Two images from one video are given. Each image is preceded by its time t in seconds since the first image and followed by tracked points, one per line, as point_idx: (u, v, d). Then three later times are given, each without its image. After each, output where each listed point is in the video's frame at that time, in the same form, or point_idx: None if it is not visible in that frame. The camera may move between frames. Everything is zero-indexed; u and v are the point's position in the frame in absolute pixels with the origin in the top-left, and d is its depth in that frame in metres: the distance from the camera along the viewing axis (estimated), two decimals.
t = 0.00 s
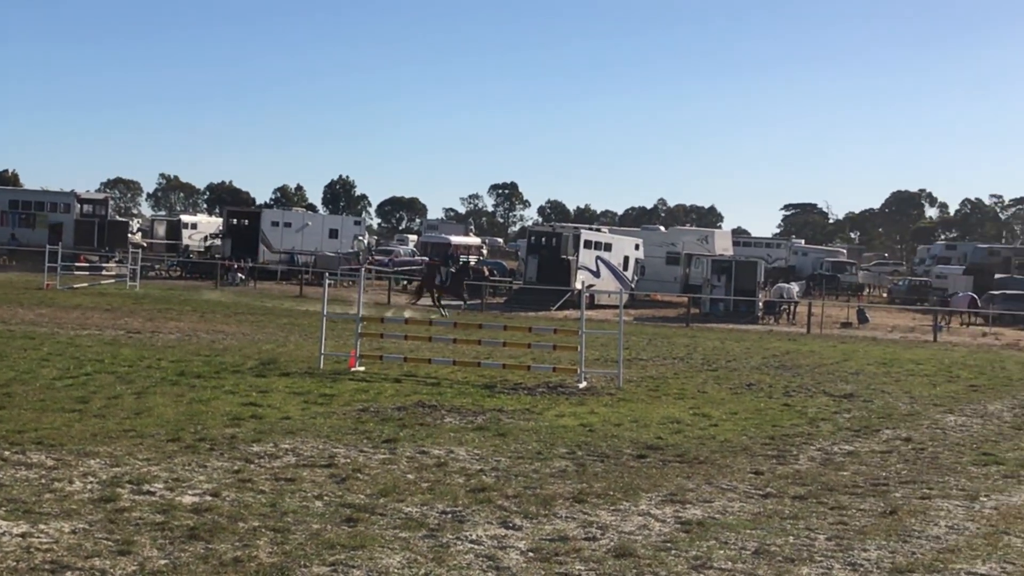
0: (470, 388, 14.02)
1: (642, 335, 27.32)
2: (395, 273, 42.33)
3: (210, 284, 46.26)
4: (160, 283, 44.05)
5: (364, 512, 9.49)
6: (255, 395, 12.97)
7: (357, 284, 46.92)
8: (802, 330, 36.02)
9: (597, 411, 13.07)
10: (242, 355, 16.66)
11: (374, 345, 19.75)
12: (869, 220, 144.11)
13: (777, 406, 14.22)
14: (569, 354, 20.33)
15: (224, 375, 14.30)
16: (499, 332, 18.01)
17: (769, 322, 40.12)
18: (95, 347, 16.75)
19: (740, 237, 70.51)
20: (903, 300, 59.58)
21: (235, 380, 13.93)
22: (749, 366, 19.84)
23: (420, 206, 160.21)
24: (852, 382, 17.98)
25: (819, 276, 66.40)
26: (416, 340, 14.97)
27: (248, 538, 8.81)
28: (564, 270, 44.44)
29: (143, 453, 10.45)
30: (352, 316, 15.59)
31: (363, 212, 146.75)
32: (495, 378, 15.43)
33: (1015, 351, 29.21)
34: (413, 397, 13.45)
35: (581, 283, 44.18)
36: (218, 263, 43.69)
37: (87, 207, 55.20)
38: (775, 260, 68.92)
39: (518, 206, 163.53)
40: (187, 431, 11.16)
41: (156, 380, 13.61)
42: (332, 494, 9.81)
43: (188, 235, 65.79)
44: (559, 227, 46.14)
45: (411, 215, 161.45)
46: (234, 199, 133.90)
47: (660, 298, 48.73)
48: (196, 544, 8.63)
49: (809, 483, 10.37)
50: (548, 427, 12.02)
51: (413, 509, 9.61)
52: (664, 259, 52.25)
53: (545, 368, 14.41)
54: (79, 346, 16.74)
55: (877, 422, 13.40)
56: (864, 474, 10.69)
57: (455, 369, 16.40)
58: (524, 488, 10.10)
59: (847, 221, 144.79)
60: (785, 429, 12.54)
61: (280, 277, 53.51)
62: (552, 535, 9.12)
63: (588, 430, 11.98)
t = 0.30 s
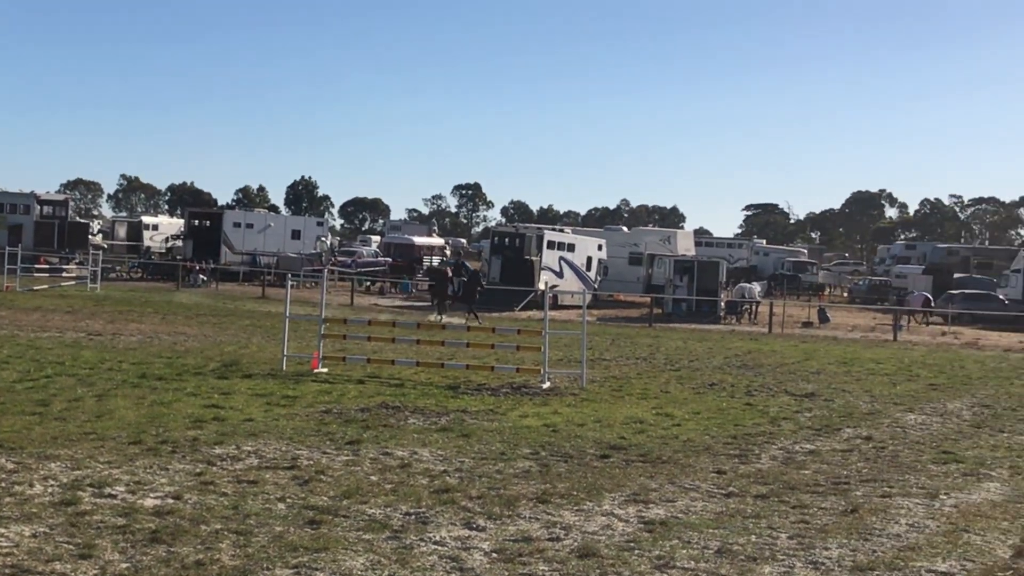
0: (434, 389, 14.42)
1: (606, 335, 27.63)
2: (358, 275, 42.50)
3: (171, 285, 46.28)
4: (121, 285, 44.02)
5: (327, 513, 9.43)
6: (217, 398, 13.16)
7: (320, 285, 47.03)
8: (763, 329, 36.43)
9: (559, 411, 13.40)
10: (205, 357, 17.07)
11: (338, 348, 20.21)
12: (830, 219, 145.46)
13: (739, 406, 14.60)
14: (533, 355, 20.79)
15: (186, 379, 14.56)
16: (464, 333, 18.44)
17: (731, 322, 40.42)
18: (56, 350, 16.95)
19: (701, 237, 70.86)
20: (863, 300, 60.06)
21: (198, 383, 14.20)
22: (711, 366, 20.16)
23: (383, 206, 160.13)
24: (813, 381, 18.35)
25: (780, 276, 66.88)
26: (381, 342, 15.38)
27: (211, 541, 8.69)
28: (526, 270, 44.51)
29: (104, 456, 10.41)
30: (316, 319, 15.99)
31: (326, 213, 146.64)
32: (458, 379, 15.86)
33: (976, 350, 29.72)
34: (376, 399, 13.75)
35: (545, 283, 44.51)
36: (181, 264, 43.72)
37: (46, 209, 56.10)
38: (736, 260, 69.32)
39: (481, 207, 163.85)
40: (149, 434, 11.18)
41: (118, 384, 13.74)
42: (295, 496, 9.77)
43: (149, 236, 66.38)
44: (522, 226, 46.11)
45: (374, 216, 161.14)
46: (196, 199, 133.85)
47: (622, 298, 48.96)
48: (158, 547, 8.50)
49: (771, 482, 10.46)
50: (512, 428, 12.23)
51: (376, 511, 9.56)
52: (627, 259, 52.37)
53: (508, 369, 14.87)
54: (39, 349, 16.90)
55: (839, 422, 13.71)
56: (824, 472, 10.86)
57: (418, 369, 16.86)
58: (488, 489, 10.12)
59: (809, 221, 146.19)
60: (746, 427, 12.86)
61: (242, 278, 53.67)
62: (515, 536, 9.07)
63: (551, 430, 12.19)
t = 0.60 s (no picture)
0: (409, 394, 14.66)
1: (579, 339, 27.81)
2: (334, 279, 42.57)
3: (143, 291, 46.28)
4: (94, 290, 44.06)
5: (301, 520, 9.34)
6: (191, 404, 13.26)
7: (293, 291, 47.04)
8: (736, 332, 36.72)
9: (534, 415, 13.60)
10: (178, 363, 17.21)
11: (311, 353, 20.41)
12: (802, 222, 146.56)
13: (713, 409, 14.76)
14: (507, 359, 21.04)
15: (159, 385, 14.64)
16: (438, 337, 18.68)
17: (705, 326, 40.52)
18: (26, 357, 17.03)
19: (676, 240, 71.16)
20: (835, 302, 60.28)
21: (171, 389, 14.27)
22: (685, 368, 20.29)
23: (357, 211, 160.18)
24: (786, 383, 18.51)
25: (753, 279, 67.11)
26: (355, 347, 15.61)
27: (185, 548, 8.50)
28: (501, 274, 44.50)
29: (77, 463, 10.38)
30: (289, 324, 16.16)
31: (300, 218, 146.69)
32: (433, 384, 16.08)
33: (949, 352, 29.96)
34: (351, 403, 13.89)
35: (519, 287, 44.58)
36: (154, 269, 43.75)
37: (19, 214, 57.25)
38: (709, 264, 69.53)
39: (455, 211, 163.95)
40: (122, 441, 11.19)
41: (91, 390, 13.81)
42: (269, 502, 9.73)
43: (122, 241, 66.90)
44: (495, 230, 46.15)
45: (348, 220, 161.03)
46: (168, 204, 134.00)
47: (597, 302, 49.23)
48: (131, 554, 8.30)
49: (745, 485, 10.53)
50: (486, 433, 12.34)
51: (351, 517, 9.48)
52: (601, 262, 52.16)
53: (482, 373, 15.14)
54: (12, 356, 17.00)
55: (813, 424, 13.84)
56: (798, 476, 10.94)
57: (392, 374, 17.07)
58: (462, 494, 10.11)
59: (781, 225, 146.79)
60: (720, 431, 13.01)
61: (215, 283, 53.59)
62: (490, 541, 8.97)
63: (525, 435, 12.33)
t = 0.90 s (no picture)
0: (393, 399, 14.67)
1: (564, 343, 27.88)
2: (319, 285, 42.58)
3: (128, 296, 46.21)
4: (78, 296, 43.94)
5: (285, 525, 9.28)
6: (175, 409, 13.24)
7: (277, 296, 46.98)
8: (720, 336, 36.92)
9: (519, 420, 13.61)
10: (161, 368, 17.19)
11: (295, 358, 20.43)
12: (786, 227, 147.17)
13: (697, 413, 14.79)
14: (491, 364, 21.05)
15: (142, 390, 14.61)
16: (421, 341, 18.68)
17: (689, 330, 40.57)
18: (9, 363, 17.00)
19: (660, 245, 71.71)
20: (819, 306, 60.37)
21: (154, 394, 14.26)
22: (669, 372, 20.30)
23: (341, 216, 160.18)
24: (770, 387, 18.55)
25: (737, 283, 67.27)
26: (338, 353, 15.57)
27: (169, 554, 8.41)
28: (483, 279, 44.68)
29: (60, 469, 10.35)
30: (273, 330, 16.14)
31: (284, 223, 146.65)
32: (417, 389, 16.07)
33: (933, 355, 30.09)
34: (335, 409, 13.88)
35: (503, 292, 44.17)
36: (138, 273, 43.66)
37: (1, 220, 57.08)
38: (693, 268, 69.62)
39: (439, 216, 164.15)
40: (105, 446, 11.17)
41: (74, 396, 13.80)
42: (253, 508, 9.68)
43: (105, 247, 66.76)
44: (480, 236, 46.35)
45: (332, 225, 160.99)
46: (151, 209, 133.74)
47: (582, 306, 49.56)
48: (114, 560, 8.21)
49: (729, 489, 10.56)
50: (470, 438, 12.37)
51: (336, 522, 9.43)
52: (586, 267, 52.57)
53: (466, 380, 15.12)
54: None
55: (797, 428, 13.85)
56: (782, 479, 10.98)
57: (376, 380, 17.08)
58: (447, 499, 10.10)
59: (764, 230, 147.18)
60: (704, 435, 13.05)
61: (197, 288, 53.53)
62: (475, 546, 8.91)
63: (510, 439, 12.35)
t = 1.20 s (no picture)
0: (387, 402, 14.68)
1: (557, 346, 27.90)
2: (314, 287, 42.60)
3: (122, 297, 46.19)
4: (72, 298, 43.91)
5: (279, 528, 9.28)
6: (169, 412, 13.24)
7: (272, 298, 46.97)
8: (714, 339, 36.95)
9: (512, 423, 13.60)
10: (155, 371, 17.19)
11: (289, 361, 20.46)
12: (781, 231, 147.37)
13: (691, 415, 14.81)
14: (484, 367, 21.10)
15: (136, 393, 14.60)
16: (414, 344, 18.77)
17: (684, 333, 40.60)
18: (2, 365, 16.99)
19: (655, 248, 71.82)
20: (813, 309, 60.46)
21: (148, 397, 14.25)
22: (663, 375, 20.31)
23: (335, 219, 160.22)
24: (764, 390, 18.55)
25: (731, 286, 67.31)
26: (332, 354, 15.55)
27: (161, 557, 8.41)
28: (478, 281, 44.81)
29: (54, 472, 10.34)
30: (267, 332, 16.13)
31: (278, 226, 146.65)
32: (411, 391, 16.08)
33: (926, 358, 30.12)
34: (329, 411, 13.86)
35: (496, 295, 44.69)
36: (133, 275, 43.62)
37: None
38: (687, 270, 69.70)
39: (433, 219, 164.20)
40: (99, 449, 11.17)
41: (67, 398, 13.80)
42: (247, 510, 9.67)
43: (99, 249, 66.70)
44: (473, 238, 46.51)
45: (326, 228, 160.98)
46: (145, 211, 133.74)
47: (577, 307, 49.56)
48: (108, 563, 8.21)
49: (723, 492, 10.56)
50: (464, 440, 12.37)
51: (329, 525, 9.43)
52: (580, 269, 52.63)
53: (460, 381, 15.13)
54: None
55: (790, 431, 13.86)
56: (776, 482, 10.99)
57: (370, 382, 17.08)
58: (441, 502, 10.11)
59: (758, 233, 147.31)
60: (698, 438, 13.07)
61: (191, 290, 53.48)
62: (469, 549, 8.90)
63: (504, 442, 12.35)
